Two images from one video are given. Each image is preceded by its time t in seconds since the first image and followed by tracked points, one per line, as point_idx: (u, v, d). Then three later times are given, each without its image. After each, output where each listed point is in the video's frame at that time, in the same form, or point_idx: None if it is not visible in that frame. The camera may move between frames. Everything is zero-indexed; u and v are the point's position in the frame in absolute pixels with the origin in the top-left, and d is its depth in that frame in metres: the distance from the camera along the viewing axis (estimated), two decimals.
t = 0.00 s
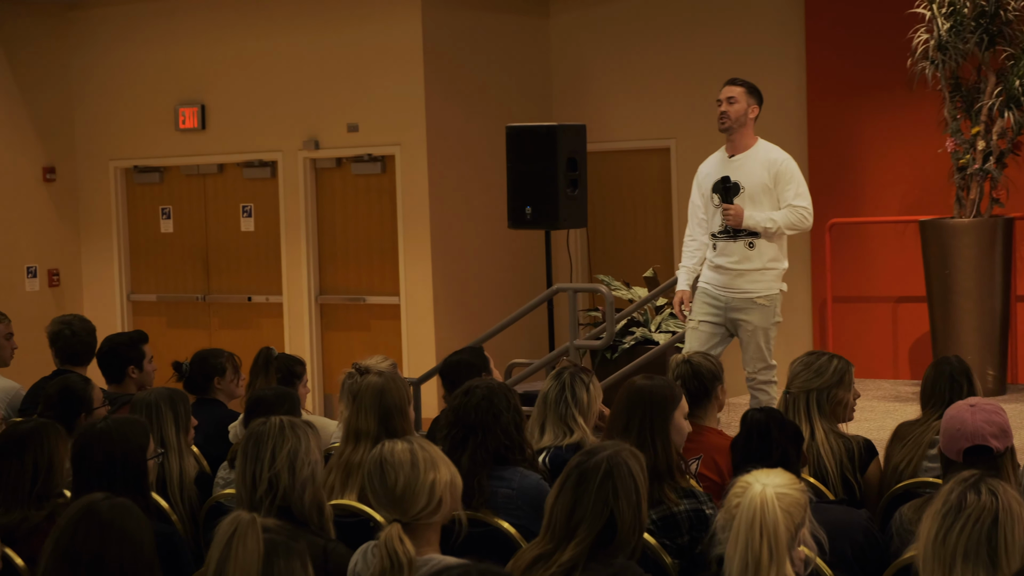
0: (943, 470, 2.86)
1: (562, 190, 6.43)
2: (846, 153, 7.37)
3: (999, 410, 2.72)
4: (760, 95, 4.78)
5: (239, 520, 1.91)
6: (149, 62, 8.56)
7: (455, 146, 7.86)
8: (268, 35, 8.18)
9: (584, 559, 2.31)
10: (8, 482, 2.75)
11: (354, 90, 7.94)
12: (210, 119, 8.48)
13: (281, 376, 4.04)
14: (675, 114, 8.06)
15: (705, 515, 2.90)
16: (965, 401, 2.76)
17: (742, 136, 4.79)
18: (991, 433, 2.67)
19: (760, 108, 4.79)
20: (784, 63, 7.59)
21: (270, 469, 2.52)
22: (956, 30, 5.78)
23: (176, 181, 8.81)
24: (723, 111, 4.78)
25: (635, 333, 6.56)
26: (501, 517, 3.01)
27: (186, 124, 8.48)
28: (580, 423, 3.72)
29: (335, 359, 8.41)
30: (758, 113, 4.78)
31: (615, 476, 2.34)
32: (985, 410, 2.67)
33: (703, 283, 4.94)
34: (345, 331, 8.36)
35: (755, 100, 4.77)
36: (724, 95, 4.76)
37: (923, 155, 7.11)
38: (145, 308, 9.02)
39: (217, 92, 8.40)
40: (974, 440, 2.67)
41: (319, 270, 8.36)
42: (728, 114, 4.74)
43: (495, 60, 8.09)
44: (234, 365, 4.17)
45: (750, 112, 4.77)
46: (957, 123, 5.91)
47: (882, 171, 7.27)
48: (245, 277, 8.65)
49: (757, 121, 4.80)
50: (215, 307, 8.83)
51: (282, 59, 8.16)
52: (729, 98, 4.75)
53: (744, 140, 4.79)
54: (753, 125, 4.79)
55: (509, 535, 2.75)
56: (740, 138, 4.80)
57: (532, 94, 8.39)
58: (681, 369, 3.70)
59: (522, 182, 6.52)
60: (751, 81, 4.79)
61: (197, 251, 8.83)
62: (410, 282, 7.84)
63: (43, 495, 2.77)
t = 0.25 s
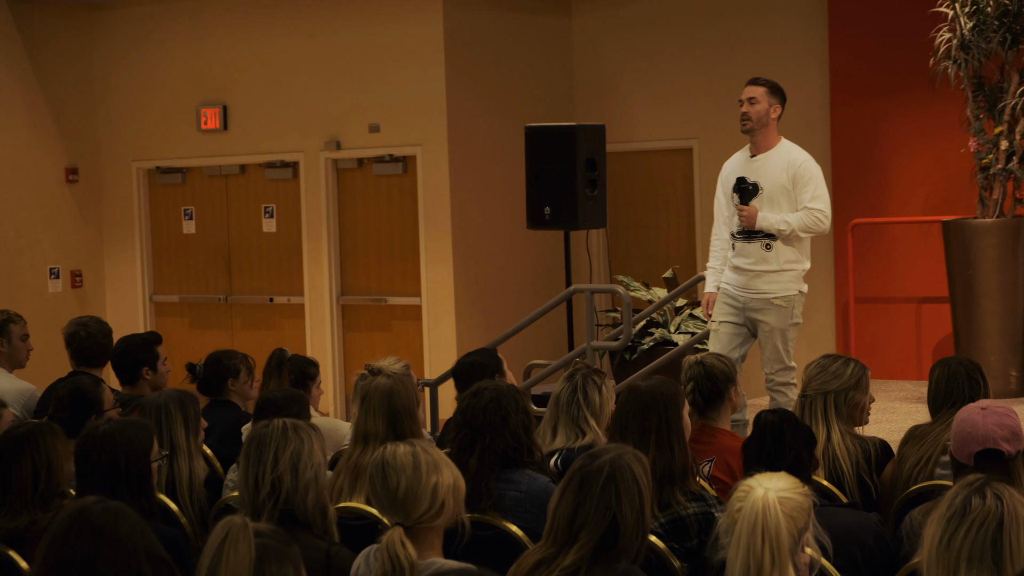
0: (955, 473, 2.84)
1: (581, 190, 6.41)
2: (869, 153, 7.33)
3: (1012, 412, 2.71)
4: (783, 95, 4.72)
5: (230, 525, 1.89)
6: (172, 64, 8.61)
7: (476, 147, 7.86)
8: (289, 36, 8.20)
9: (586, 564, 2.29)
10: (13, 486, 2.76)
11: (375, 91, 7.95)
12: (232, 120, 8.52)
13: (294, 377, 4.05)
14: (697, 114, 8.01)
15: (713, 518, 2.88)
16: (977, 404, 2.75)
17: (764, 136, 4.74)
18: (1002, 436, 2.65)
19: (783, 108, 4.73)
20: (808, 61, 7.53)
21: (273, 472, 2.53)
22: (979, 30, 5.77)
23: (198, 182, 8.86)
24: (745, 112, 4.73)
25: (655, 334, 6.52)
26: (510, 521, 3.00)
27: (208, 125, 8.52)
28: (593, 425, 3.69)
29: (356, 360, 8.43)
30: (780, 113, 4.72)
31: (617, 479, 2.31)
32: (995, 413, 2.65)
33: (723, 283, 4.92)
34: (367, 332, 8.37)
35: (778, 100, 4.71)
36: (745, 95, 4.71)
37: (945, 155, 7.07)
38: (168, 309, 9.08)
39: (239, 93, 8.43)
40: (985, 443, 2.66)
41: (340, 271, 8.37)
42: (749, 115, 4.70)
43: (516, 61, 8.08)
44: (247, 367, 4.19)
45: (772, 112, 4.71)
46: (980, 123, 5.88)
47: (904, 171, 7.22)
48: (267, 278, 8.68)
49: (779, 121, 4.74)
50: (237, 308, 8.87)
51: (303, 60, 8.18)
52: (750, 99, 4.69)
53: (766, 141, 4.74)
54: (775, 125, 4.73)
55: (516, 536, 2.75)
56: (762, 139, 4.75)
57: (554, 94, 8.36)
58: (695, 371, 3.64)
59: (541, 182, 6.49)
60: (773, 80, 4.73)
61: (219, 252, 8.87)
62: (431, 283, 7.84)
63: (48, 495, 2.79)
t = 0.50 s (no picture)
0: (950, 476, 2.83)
1: (587, 190, 6.38)
2: (878, 151, 7.27)
3: (1009, 414, 2.69)
4: (789, 94, 4.68)
5: (204, 531, 1.88)
6: (182, 63, 8.63)
7: (484, 147, 7.84)
8: (298, 35, 8.20)
9: (572, 568, 2.27)
10: None
11: (383, 90, 7.94)
12: (241, 119, 8.53)
13: (293, 378, 4.03)
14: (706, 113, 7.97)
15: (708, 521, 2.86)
16: (974, 406, 2.73)
17: (769, 135, 4.70)
18: (999, 440, 2.63)
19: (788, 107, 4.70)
20: (818, 59, 7.47)
21: (260, 474, 2.52)
22: (990, 28, 5.74)
23: (207, 181, 8.87)
24: (750, 111, 4.69)
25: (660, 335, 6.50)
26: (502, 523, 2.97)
27: (216, 124, 8.53)
28: (590, 426, 3.66)
29: (363, 360, 8.42)
30: (785, 112, 4.68)
31: (605, 483, 2.29)
32: (992, 417, 2.63)
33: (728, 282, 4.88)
34: (375, 332, 8.36)
35: (783, 100, 4.68)
36: (751, 93, 4.68)
37: (955, 155, 7.01)
38: (177, 308, 9.11)
39: (248, 93, 8.44)
40: (982, 447, 2.64)
41: (347, 270, 8.36)
42: (754, 112, 4.66)
43: (525, 59, 8.05)
44: (246, 367, 4.18)
45: (777, 111, 4.67)
46: (989, 122, 5.88)
47: (913, 170, 7.15)
48: (275, 277, 8.69)
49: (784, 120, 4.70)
50: (245, 308, 8.88)
51: (312, 59, 8.18)
52: (756, 97, 4.66)
53: (770, 139, 4.70)
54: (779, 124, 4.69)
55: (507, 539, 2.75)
56: (766, 137, 4.71)
57: (563, 92, 8.32)
58: (693, 372, 3.61)
59: (547, 182, 6.46)
60: (779, 79, 4.70)
61: (227, 252, 8.88)
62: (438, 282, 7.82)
63: (31, 495, 2.80)
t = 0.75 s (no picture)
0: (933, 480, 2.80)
1: (581, 190, 6.35)
2: (876, 150, 7.23)
3: (992, 418, 2.66)
4: (778, 93, 4.66)
5: (160, 538, 1.88)
6: (178, 61, 8.61)
7: (480, 146, 7.82)
8: (293, 34, 8.18)
9: (545, 575, 2.25)
10: None
11: (379, 88, 7.91)
12: (237, 118, 8.51)
13: (278, 379, 4.02)
14: (703, 112, 7.94)
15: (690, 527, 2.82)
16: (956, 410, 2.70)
17: (758, 133, 4.68)
18: (981, 444, 2.60)
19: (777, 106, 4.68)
20: (815, 57, 7.43)
21: (232, 479, 2.49)
22: (986, 26, 5.70)
23: (204, 180, 8.85)
24: (740, 108, 4.66)
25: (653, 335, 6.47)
26: (481, 528, 2.94)
27: (212, 123, 8.51)
28: (575, 429, 3.63)
29: (360, 359, 8.39)
30: (775, 111, 4.66)
31: (577, 488, 2.26)
32: (975, 421, 2.60)
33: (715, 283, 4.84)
34: (371, 331, 8.34)
35: (773, 99, 4.65)
36: (741, 91, 4.65)
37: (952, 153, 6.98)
38: (174, 307, 9.09)
39: (244, 91, 8.41)
40: (964, 451, 2.61)
41: (343, 269, 8.34)
42: (744, 110, 4.63)
43: (522, 58, 8.01)
44: (232, 368, 4.15)
45: (766, 109, 4.65)
46: (986, 120, 5.83)
47: (912, 169, 7.13)
48: (271, 276, 8.67)
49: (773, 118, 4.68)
50: (241, 307, 8.86)
51: (307, 58, 8.15)
52: (746, 95, 4.63)
53: (759, 137, 4.67)
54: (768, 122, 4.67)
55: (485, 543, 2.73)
56: (755, 135, 4.68)
57: (560, 91, 8.29)
58: (679, 374, 3.58)
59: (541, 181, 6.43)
60: (769, 78, 4.68)
61: (224, 251, 8.86)
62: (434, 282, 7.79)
63: None
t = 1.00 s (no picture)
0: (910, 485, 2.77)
1: (570, 190, 6.32)
2: (868, 150, 7.20)
3: (970, 423, 2.62)
4: (762, 93, 4.64)
5: (112, 544, 1.87)
6: (171, 60, 8.58)
7: (472, 145, 7.79)
8: (285, 32, 8.15)
9: None
10: None
11: (370, 87, 7.88)
12: (228, 117, 8.48)
13: (258, 380, 4.00)
14: (696, 112, 7.91)
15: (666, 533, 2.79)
16: (933, 415, 2.67)
17: (741, 132, 4.66)
18: (958, 449, 2.56)
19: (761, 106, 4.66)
20: (808, 57, 7.39)
21: (199, 482, 2.47)
22: (978, 26, 5.67)
23: (196, 179, 8.83)
24: (724, 108, 4.63)
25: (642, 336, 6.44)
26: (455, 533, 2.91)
27: (204, 122, 8.49)
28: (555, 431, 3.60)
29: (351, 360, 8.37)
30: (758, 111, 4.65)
31: (544, 494, 2.23)
32: (951, 426, 2.57)
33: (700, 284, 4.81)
34: (363, 331, 8.31)
35: (757, 99, 4.63)
36: (725, 91, 4.61)
37: (945, 153, 6.96)
38: (165, 306, 9.07)
39: (236, 90, 8.39)
40: (941, 456, 2.58)
41: (335, 269, 8.32)
42: (729, 110, 4.60)
43: (514, 57, 7.99)
44: (212, 369, 4.13)
45: (750, 110, 4.63)
46: (978, 121, 5.80)
47: (904, 169, 7.10)
48: (263, 276, 8.65)
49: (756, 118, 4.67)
50: (233, 307, 8.84)
51: (299, 57, 8.13)
52: (732, 94, 4.60)
53: (743, 137, 4.65)
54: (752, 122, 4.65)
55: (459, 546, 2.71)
56: (739, 134, 4.66)
57: (553, 90, 8.26)
58: (658, 377, 3.55)
59: (530, 181, 6.40)
60: (752, 78, 4.65)
61: (216, 250, 8.84)
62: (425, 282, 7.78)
63: None
